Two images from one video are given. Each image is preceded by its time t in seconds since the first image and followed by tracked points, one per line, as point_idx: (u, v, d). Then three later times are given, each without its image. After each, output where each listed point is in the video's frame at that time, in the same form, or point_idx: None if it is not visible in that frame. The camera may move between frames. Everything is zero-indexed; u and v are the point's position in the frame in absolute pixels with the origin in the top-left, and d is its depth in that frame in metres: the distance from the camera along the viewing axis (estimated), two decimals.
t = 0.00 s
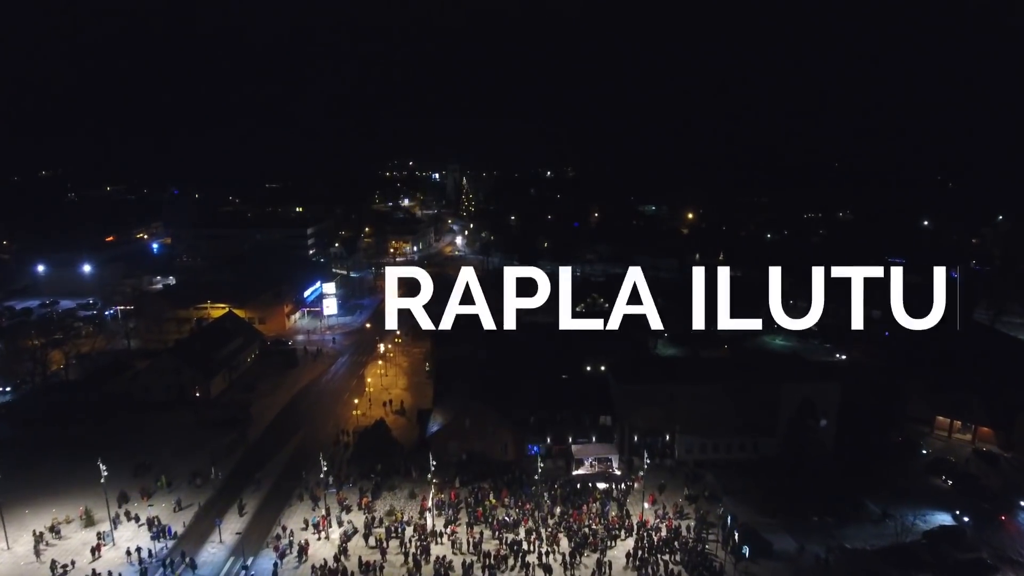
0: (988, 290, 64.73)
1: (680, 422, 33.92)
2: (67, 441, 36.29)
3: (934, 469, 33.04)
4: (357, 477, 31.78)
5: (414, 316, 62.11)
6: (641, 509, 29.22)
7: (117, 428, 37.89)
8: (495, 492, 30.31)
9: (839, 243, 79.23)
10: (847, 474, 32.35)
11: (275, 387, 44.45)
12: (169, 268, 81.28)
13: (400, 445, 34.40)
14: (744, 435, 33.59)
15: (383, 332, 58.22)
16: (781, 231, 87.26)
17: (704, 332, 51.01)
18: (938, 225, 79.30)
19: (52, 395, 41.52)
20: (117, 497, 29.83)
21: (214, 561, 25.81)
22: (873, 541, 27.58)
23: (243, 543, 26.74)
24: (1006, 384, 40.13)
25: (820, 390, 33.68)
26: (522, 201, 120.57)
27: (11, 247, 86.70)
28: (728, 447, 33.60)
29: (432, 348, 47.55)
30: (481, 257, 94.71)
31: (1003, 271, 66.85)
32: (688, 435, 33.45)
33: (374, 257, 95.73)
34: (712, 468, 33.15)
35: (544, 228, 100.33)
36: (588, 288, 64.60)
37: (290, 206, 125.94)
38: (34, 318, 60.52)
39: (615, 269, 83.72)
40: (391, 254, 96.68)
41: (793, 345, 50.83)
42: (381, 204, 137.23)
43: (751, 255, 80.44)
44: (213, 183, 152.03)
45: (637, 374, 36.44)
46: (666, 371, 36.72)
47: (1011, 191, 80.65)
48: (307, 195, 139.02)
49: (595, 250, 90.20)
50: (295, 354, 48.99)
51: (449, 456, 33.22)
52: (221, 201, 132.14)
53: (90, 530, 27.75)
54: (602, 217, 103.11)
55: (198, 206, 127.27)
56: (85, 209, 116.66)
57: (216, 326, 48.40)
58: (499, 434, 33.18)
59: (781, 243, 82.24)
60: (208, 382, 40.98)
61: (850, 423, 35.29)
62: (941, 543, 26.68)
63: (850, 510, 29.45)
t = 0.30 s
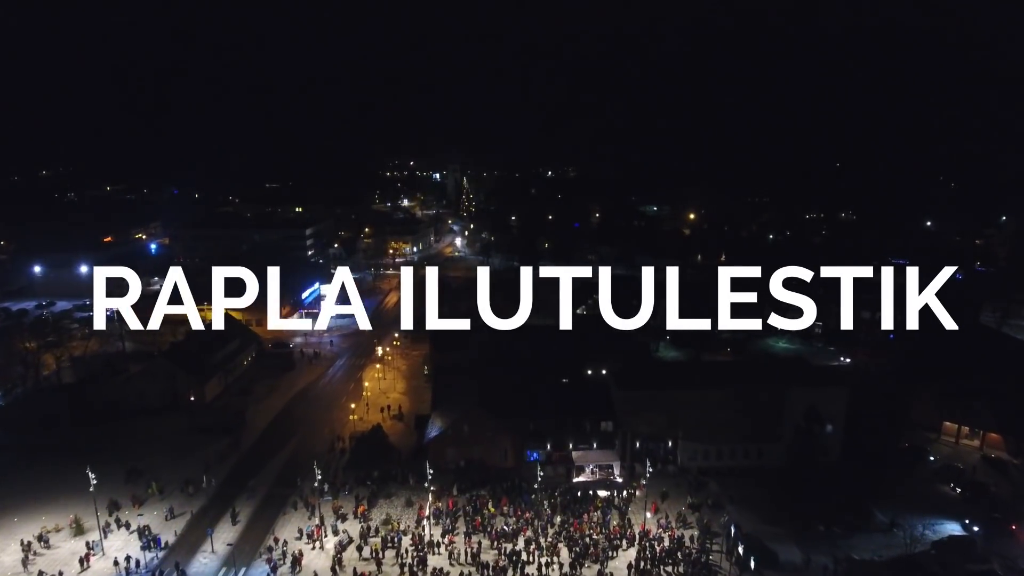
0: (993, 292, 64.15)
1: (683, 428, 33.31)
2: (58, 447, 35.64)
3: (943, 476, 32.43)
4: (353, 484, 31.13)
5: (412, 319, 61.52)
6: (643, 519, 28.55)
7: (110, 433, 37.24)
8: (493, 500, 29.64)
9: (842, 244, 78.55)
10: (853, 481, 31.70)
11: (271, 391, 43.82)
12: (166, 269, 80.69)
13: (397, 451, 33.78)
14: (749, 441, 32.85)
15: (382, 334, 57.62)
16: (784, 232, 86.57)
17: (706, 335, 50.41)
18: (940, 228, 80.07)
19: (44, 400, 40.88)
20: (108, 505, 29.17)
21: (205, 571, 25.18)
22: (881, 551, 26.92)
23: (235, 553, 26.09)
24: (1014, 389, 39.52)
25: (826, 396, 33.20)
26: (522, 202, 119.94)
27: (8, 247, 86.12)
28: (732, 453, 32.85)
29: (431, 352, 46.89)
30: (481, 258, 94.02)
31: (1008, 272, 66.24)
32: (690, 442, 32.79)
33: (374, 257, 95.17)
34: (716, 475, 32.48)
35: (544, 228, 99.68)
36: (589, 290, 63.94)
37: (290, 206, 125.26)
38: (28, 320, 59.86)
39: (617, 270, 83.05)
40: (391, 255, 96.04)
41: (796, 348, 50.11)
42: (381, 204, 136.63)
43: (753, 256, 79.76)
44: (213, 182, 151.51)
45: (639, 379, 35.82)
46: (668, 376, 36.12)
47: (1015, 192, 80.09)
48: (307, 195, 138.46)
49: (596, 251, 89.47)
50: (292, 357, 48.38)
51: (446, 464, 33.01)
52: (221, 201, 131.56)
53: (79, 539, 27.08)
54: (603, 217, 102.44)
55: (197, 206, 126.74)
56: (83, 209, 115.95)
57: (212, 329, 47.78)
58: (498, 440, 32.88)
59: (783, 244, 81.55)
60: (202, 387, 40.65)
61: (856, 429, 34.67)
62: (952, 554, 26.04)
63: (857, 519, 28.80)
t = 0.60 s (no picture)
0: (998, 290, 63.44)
1: (686, 430, 32.85)
2: (52, 448, 35.16)
3: (951, 479, 31.88)
4: (349, 487, 30.58)
5: (412, 318, 61.07)
6: (645, 523, 27.97)
7: (103, 435, 36.67)
8: (492, 504, 29.08)
9: (846, 241, 77.81)
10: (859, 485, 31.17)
11: (268, 391, 43.30)
12: (164, 267, 80.23)
13: (396, 454, 33.31)
14: (753, 444, 32.33)
15: (380, 333, 57.06)
16: (786, 230, 85.98)
17: (708, 335, 49.90)
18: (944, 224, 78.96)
19: (37, 401, 40.28)
20: (100, 509, 28.61)
21: None
22: (888, 557, 26.32)
23: (229, 558, 25.54)
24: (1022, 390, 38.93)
25: (833, 397, 32.36)
26: (523, 199, 119.36)
27: (6, 245, 85.78)
28: (735, 456, 32.35)
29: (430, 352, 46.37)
30: (481, 256, 93.26)
31: (1014, 269, 65.52)
32: (693, 444, 32.33)
33: (373, 255, 94.67)
34: (719, 478, 32.04)
35: (545, 226, 99.13)
36: (590, 289, 63.26)
37: (289, 204, 124.40)
38: (25, 318, 59.46)
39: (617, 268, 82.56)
40: (390, 253, 95.50)
41: (800, 348, 49.53)
42: (381, 201, 136.11)
43: (755, 253, 79.21)
44: (212, 179, 151.06)
45: (641, 380, 35.27)
46: (671, 377, 35.58)
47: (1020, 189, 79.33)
48: (307, 193, 137.96)
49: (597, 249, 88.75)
50: (290, 357, 47.85)
51: (445, 465, 32.24)
52: (220, 199, 131.19)
53: (70, 543, 26.50)
54: (604, 215, 101.85)
55: (197, 204, 126.32)
56: (80, 207, 115.17)
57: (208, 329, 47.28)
58: (497, 442, 32.29)
59: (786, 242, 80.98)
60: (198, 386, 39.91)
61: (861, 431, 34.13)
62: (961, 560, 25.50)
63: (864, 524, 28.23)
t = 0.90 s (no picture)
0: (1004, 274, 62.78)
1: (688, 418, 32.47)
2: (48, 435, 34.87)
3: (955, 467, 31.59)
4: (347, 475, 30.26)
5: (411, 302, 60.60)
6: (646, 512, 27.64)
7: (99, 422, 36.31)
8: (491, 492, 28.74)
9: (850, 224, 76.98)
10: (862, 473, 30.89)
11: (266, 376, 42.92)
12: (162, 249, 79.57)
13: (395, 441, 32.99)
14: (756, 432, 31.99)
15: (379, 317, 56.53)
16: (789, 213, 85.13)
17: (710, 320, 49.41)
18: (948, 207, 78.19)
19: (32, 388, 39.90)
20: (94, 497, 28.28)
21: (194, 567, 24.28)
22: (891, 547, 26.01)
23: (225, 548, 25.24)
24: None
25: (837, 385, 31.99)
26: (523, 181, 118.23)
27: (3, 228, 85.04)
28: (738, 444, 32.06)
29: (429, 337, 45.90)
30: (482, 239, 92.49)
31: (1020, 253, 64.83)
32: (695, 432, 32.02)
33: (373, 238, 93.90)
34: (721, 466, 31.72)
35: (545, 208, 98.22)
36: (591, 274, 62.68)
37: (288, 186, 123.31)
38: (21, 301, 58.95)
39: (619, 252, 81.89)
40: (390, 235, 94.65)
41: (803, 334, 49.21)
42: (381, 183, 134.94)
43: (757, 237, 78.45)
44: (210, 160, 149.68)
45: (643, 367, 34.82)
46: (674, 363, 35.09)
47: None
48: (306, 175, 136.71)
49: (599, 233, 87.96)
50: (287, 342, 47.40)
51: (444, 453, 31.93)
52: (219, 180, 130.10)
53: (64, 532, 26.18)
54: (606, 197, 100.89)
55: (195, 186, 125.27)
56: (78, 189, 114.16)
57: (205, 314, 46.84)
58: (497, 430, 32.00)
59: (788, 225, 80.18)
60: (195, 372, 39.49)
61: (865, 417, 33.73)
62: (966, 551, 25.25)
63: (868, 513, 27.92)
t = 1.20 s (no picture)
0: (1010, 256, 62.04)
1: (690, 406, 32.05)
2: (44, 422, 34.56)
3: (961, 455, 31.21)
4: (346, 463, 29.94)
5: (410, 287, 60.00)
6: (648, 502, 27.29)
7: (95, 408, 36.00)
8: (491, 481, 28.39)
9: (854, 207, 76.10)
10: (866, 462, 30.54)
11: (264, 361, 42.54)
12: (160, 232, 78.89)
13: (394, 428, 32.64)
14: (758, 421, 31.55)
15: (377, 302, 55.93)
16: (792, 195, 84.17)
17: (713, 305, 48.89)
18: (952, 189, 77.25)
19: (30, 374, 39.62)
20: (90, 485, 27.97)
21: (191, 557, 24.01)
22: (894, 537, 25.69)
23: (222, 537, 24.93)
24: None
25: (842, 373, 31.40)
26: (524, 163, 116.99)
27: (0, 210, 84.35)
28: (740, 432, 31.63)
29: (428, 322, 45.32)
30: (482, 222, 91.61)
31: None
32: (697, 420, 31.63)
33: (372, 221, 93.09)
34: (723, 454, 31.34)
35: (546, 190, 97.25)
36: (593, 258, 61.99)
37: (287, 168, 122.26)
38: (18, 285, 58.51)
39: (620, 235, 81.16)
40: (389, 218, 93.71)
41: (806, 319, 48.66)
42: (380, 166, 133.67)
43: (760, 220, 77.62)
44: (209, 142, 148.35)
45: (645, 354, 34.32)
46: (676, 351, 34.57)
47: None
48: (305, 156, 135.47)
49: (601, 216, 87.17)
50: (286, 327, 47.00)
51: (443, 441, 31.57)
52: (217, 163, 129.02)
53: (59, 521, 25.87)
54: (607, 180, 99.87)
55: (193, 168, 124.24)
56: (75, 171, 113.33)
57: (202, 299, 46.27)
58: (496, 418, 31.58)
59: (791, 208, 79.28)
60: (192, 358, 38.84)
61: (869, 405, 33.28)
62: (971, 540, 24.97)
63: (872, 503, 27.58)
